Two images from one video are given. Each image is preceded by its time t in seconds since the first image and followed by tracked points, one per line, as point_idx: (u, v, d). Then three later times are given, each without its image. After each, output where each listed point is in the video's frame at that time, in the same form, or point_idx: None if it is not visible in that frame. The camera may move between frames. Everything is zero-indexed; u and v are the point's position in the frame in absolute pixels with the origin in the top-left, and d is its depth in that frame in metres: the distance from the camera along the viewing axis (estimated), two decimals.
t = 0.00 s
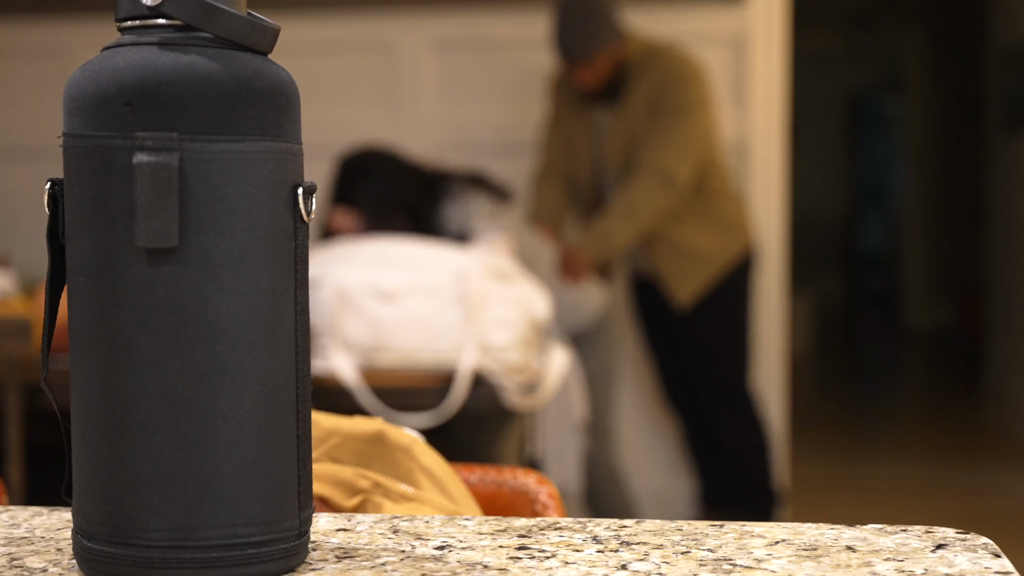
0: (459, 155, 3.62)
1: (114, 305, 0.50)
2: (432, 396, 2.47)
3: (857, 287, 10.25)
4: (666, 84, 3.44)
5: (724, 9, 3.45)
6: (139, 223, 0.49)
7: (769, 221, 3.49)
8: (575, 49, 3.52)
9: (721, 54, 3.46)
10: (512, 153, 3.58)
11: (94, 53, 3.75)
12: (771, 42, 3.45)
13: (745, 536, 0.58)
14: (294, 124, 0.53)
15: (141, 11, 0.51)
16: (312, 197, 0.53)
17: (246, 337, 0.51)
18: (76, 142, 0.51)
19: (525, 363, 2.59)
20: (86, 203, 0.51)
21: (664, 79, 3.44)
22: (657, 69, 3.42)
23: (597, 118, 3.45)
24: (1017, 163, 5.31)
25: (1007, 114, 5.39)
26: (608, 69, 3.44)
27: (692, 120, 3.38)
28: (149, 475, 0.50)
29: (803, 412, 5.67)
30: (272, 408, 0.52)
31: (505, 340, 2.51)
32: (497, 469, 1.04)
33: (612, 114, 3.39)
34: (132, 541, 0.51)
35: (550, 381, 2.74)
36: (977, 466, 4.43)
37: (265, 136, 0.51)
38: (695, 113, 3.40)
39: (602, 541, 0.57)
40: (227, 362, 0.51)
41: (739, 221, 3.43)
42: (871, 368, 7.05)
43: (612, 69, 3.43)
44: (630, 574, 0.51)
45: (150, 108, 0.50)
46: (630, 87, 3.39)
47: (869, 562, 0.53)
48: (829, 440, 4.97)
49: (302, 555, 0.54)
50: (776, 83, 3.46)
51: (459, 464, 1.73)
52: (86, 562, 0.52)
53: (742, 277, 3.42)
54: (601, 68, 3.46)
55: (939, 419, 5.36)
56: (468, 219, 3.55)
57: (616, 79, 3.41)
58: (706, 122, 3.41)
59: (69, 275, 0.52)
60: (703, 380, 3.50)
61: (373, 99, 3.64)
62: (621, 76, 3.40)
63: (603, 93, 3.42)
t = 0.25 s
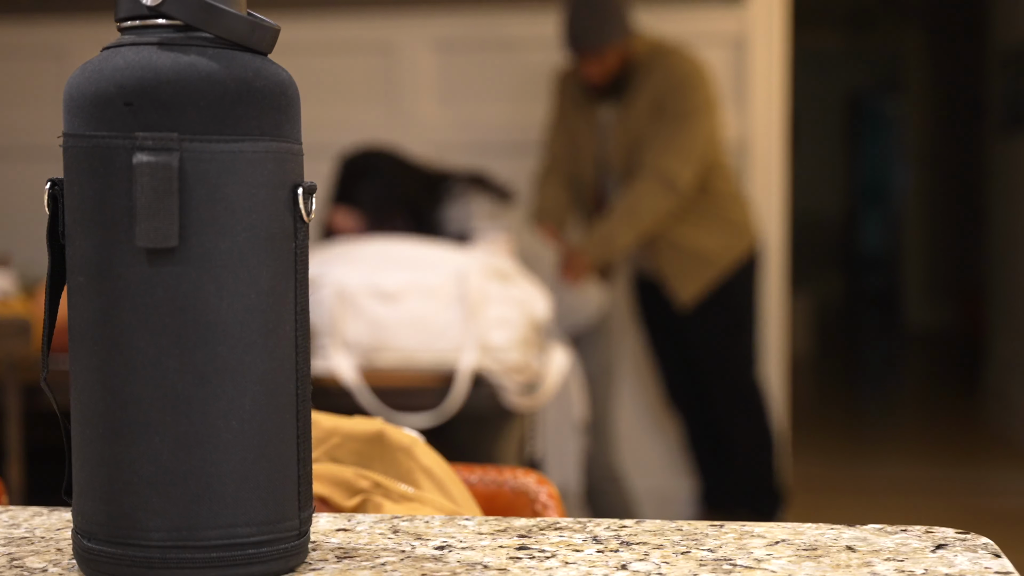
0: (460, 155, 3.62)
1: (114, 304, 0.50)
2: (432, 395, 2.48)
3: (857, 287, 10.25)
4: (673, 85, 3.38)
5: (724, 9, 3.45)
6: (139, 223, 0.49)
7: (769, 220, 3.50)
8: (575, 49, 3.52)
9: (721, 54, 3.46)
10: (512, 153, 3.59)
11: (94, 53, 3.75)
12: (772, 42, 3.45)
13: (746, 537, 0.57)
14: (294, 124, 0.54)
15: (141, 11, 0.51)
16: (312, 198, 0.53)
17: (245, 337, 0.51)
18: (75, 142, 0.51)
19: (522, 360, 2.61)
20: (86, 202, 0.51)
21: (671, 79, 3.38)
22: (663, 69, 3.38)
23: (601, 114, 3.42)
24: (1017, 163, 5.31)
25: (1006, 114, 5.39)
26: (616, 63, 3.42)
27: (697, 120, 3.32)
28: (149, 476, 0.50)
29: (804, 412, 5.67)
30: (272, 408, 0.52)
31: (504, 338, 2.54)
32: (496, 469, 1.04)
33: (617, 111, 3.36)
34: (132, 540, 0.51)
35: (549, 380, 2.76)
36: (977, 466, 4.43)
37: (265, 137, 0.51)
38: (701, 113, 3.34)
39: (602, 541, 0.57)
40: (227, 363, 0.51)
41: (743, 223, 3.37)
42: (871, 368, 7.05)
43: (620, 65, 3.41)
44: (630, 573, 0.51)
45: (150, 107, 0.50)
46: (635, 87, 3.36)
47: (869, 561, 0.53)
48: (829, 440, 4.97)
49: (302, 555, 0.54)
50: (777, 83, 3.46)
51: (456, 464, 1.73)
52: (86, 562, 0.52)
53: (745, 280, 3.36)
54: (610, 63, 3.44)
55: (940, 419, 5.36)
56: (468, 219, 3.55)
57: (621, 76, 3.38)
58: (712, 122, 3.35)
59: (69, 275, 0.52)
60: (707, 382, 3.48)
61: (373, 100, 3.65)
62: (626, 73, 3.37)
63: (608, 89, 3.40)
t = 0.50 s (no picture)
0: (460, 155, 3.63)
1: (114, 305, 0.50)
2: (432, 396, 2.46)
3: (857, 287, 10.26)
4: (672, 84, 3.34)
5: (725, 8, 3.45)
6: (140, 225, 0.49)
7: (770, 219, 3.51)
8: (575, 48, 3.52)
9: (722, 54, 3.46)
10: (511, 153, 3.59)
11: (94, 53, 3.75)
12: (771, 43, 3.45)
13: (746, 537, 0.57)
14: (294, 124, 0.53)
15: (141, 10, 0.51)
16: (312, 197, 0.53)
17: (245, 337, 0.51)
18: (74, 142, 0.51)
19: (524, 362, 2.62)
20: (86, 202, 0.51)
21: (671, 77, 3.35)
22: (663, 69, 3.35)
23: (604, 110, 3.48)
24: (1017, 162, 5.30)
25: (1007, 114, 5.39)
26: (619, 56, 3.41)
27: (699, 121, 3.31)
28: (149, 476, 0.50)
29: (805, 412, 5.66)
30: (274, 406, 0.52)
31: (506, 339, 2.54)
32: (496, 469, 1.04)
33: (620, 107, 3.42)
34: (133, 540, 0.51)
35: (549, 380, 2.76)
36: (977, 466, 4.43)
37: (265, 136, 0.51)
38: (702, 113, 3.32)
39: (602, 541, 0.57)
40: (227, 364, 0.50)
41: (744, 224, 3.37)
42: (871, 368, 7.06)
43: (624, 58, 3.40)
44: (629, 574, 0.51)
45: (150, 107, 0.50)
46: (635, 84, 3.37)
47: (869, 561, 0.53)
48: (830, 440, 4.97)
49: (302, 555, 0.54)
50: (776, 82, 3.46)
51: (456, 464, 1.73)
52: (85, 563, 0.52)
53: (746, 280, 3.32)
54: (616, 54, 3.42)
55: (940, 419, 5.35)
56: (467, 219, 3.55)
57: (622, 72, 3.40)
58: (714, 122, 3.33)
59: (69, 275, 0.52)
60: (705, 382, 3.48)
61: (373, 100, 3.65)
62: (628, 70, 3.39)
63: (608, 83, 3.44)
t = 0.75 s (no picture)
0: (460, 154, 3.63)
1: (114, 305, 0.50)
2: (432, 395, 2.47)
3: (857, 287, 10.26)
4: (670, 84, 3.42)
5: (725, 8, 3.44)
6: (140, 225, 0.49)
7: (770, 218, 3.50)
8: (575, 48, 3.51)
9: (722, 54, 3.46)
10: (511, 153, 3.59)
11: (94, 53, 3.75)
12: (771, 43, 3.45)
13: (747, 537, 0.57)
14: (294, 124, 0.53)
15: (140, 11, 0.51)
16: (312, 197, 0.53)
17: (245, 337, 0.51)
18: (74, 142, 0.51)
19: (524, 363, 2.65)
20: (85, 202, 0.51)
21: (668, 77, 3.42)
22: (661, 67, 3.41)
23: (604, 108, 3.48)
24: (1017, 162, 5.31)
25: (1007, 114, 5.39)
26: (617, 56, 3.46)
27: (697, 120, 3.37)
28: (150, 476, 0.50)
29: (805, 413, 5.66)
30: (274, 405, 0.52)
31: (505, 340, 2.56)
32: (497, 469, 1.04)
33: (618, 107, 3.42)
34: (133, 540, 0.51)
35: (549, 380, 2.77)
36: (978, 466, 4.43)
37: (265, 136, 0.51)
38: (700, 112, 3.38)
39: (602, 541, 0.57)
40: (228, 364, 0.50)
41: (742, 222, 3.41)
42: (870, 368, 7.06)
43: (621, 59, 3.45)
44: (629, 573, 0.51)
45: (150, 107, 0.50)
46: (633, 84, 3.41)
47: (869, 561, 0.53)
48: (830, 440, 4.97)
49: (303, 556, 0.54)
50: (776, 82, 3.46)
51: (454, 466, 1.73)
52: (85, 563, 0.52)
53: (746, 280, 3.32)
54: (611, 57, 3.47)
55: (941, 420, 5.35)
56: (467, 220, 3.55)
57: (620, 72, 3.44)
58: (712, 122, 3.40)
59: (69, 275, 0.52)
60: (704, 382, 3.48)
61: (372, 100, 3.65)
62: (625, 71, 3.43)
63: (605, 85, 3.46)
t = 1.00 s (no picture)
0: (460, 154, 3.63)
1: (115, 305, 0.50)
2: (432, 395, 2.50)
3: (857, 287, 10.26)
4: (669, 84, 3.44)
5: (725, 7, 3.44)
6: (140, 225, 0.49)
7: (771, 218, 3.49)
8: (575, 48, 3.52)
9: (722, 54, 3.46)
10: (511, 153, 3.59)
11: (94, 53, 3.75)
12: (770, 43, 3.45)
13: (747, 538, 0.57)
14: (294, 124, 0.53)
15: (141, 11, 0.51)
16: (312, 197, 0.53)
17: (245, 337, 0.51)
18: (74, 143, 0.51)
19: (523, 365, 2.65)
20: (86, 202, 0.51)
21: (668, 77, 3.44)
22: (660, 68, 3.43)
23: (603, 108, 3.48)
24: (1017, 162, 5.31)
25: (1007, 114, 5.39)
26: (616, 59, 3.46)
27: (696, 120, 3.39)
28: (149, 477, 0.50)
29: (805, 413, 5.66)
30: (273, 406, 0.52)
31: (505, 340, 2.56)
32: (496, 469, 1.04)
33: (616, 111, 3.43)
34: (133, 540, 0.51)
35: (549, 380, 2.77)
36: (977, 467, 4.43)
37: (264, 136, 0.51)
38: (699, 114, 3.41)
39: (602, 541, 0.57)
40: (229, 365, 0.50)
41: (741, 224, 3.42)
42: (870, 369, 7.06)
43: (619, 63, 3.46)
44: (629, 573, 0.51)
45: (150, 107, 0.50)
46: (635, 86, 3.43)
47: (869, 562, 0.53)
48: (830, 440, 4.97)
49: (302, 556, 0.54)
50: (776, 82, 3.45)
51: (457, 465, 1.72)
52: (85, 564, 0.52)
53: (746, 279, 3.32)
54: (608, 62, 3.48)
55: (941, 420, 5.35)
56: (467, 219, 3.55)
57: (621, 75, 3.44)
58: (711, 123, 3.41)
59: (69, 275, 0.52)
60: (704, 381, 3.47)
61: (372, 100, 3.65)
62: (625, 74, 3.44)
63: (606, 88, 3.46)
